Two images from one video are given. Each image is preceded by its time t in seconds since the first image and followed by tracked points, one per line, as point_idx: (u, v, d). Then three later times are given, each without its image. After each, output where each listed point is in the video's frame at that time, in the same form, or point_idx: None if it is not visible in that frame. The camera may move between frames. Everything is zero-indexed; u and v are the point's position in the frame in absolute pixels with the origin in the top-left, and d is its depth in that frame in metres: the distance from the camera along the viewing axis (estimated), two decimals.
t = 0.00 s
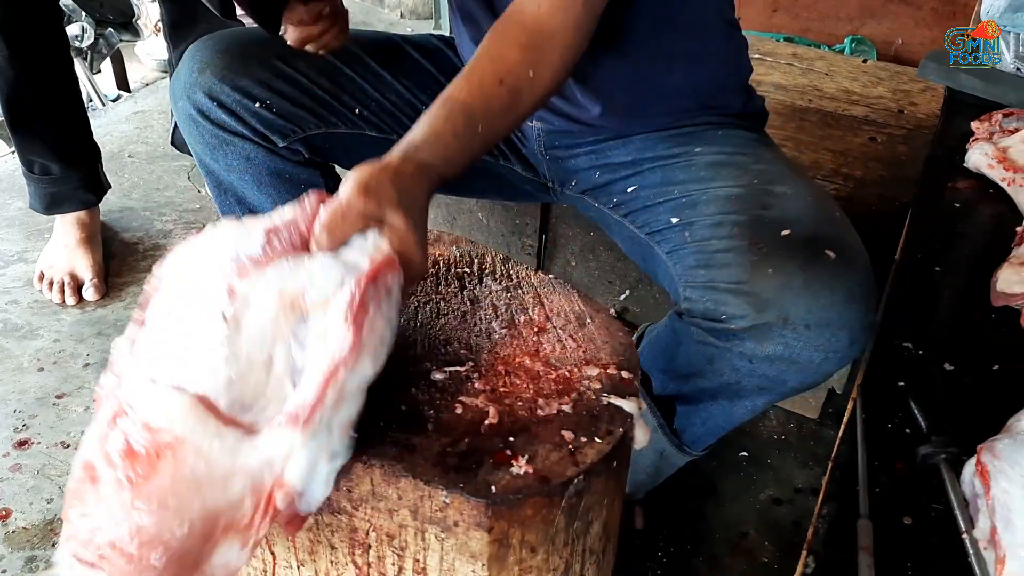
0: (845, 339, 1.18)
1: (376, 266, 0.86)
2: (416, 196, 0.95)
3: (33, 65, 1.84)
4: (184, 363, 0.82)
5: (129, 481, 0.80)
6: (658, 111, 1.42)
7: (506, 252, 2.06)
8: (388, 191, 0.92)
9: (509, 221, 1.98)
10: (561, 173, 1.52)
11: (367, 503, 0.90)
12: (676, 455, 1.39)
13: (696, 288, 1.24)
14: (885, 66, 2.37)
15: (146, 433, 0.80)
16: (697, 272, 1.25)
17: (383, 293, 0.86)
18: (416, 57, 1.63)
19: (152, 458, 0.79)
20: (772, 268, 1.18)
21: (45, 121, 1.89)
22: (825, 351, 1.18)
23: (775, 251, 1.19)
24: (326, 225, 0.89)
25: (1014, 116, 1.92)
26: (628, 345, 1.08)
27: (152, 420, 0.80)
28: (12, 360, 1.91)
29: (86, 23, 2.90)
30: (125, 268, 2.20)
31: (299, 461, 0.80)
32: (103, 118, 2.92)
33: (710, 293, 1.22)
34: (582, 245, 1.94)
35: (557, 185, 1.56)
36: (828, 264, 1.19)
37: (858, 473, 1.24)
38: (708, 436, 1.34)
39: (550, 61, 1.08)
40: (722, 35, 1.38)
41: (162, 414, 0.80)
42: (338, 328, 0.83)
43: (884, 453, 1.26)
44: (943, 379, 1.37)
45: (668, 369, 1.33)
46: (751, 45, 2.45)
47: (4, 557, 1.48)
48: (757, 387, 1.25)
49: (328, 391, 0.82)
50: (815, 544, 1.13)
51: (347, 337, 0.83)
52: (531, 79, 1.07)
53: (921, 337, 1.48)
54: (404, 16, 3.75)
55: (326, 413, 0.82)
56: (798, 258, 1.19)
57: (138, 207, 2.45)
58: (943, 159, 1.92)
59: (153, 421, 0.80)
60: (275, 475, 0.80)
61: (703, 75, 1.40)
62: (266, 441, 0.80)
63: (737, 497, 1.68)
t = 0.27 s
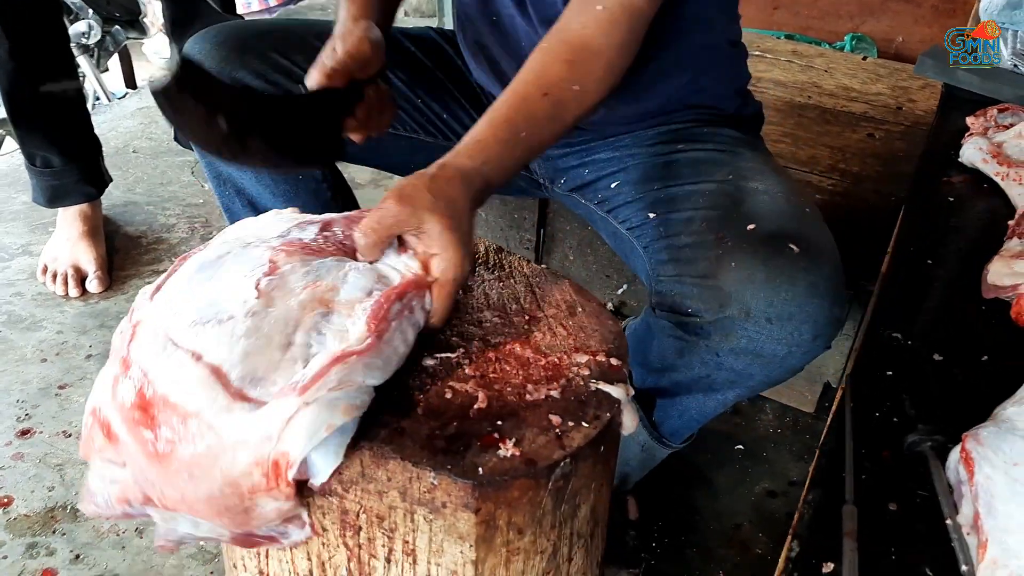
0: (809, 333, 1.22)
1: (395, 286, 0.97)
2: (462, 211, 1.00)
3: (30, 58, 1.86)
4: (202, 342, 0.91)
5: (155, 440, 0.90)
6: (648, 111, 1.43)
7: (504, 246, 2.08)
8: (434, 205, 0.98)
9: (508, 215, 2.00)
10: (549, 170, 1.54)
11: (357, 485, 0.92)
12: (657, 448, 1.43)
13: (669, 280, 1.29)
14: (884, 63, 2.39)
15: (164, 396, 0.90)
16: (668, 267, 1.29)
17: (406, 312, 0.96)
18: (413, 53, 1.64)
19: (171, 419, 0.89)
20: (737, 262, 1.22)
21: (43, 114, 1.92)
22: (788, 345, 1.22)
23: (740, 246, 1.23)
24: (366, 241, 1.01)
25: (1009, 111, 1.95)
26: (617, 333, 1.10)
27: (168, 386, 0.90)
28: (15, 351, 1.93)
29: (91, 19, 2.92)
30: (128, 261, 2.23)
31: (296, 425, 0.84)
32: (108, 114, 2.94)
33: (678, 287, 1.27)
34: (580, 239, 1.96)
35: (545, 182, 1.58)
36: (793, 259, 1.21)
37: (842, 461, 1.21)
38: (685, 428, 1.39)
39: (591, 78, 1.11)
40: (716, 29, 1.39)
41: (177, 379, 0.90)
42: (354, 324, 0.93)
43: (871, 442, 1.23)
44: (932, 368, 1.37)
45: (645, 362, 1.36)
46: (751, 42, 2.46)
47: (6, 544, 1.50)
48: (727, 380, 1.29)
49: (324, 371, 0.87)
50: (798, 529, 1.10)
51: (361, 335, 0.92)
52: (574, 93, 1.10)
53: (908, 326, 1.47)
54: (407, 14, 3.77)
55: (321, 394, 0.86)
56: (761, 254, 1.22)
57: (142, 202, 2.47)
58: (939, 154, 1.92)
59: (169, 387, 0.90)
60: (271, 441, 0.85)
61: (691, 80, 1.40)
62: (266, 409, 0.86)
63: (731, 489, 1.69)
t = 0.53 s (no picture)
0: (820, 324, 1.24)
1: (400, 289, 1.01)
2: (467, 217, 0.97)
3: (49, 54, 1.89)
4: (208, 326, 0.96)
5: (156, 414, 0.94)
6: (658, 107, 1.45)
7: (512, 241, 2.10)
8: (435, 215, 0.96)
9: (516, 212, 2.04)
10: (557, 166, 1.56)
11: (366, 467, 0.94)
12: (665, 438, 1.47)
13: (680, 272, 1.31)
14: (892, 63, 2.41)
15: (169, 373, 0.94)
16: (680, 259, 1.32)
17: (408, 312, 1.00)
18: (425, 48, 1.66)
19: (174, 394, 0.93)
20: (748, 253, 1.24)
21: (60, 109, 1.94)
22: (800, 336, 1.25)
23: (754, 237, 1.25)
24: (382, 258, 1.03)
25: (1014, 110, 1.95)
26: (622, 323, 1.12)
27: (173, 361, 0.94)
28: (32, 342, 1.96)
29: (107, 17, 2.96)
30: (142, 255, 2.26)
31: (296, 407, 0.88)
32: (123, 110, 2.98)
33: (691, 278, 1.30)
34: (587, 235, 1.99)
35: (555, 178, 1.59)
36: (805, 251, 1.23)
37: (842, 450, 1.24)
38: (695, 420, 1.42)
39: (605, 67, 1.08)
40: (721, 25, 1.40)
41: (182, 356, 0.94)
42: (357, 317, 0.98)
43: (870, 431, 1.26)
44: (931, 363, 1.39)
45: (655, 354, 1.38)
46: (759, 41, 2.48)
47: (22, 529, 1.53)
48: (738, 371, 1.31)
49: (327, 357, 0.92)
50: (799, 513, 1.13)
51: (364, 326, 0.96)
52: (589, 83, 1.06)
53: (908, 318, 1.49)
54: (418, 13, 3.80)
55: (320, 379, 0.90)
56: (773, 244, 1.24)
57: (156, 197, 2.50)
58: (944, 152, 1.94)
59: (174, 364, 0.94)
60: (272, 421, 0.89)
61: (703, 79, 1.43)
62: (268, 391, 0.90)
63: (735, 482, 1.71)
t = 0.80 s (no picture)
0: (820, 317, 1.24)
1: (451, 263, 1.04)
2: (519, 197, 1.06)
3: (68, 53, 1.91)
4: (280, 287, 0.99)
5: (222, 368, 0.94)
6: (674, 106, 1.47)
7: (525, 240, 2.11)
8: (489, 195, 1.05)
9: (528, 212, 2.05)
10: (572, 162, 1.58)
11: (384, 460, 0.95)
12: (672, 435, 1.47)
13: (682, 265, 1.31)
14: (905, 65, 2.41)
15: (244, 325, 0.95)
16: (684, 251, 1.32)
17: (458, 286, 1.03)
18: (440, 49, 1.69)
19: (247, 347, 0.94)
20: (750, 245, 1.25)
21: (79, 107, 1.96)
22: (800, 328, 1.24)
23: (757, 229, 1.26)
24: (427, 232, 1.08)
25: None
26: (636, 320, 1.12)
27: (248, 315, 0.96)
28: (49, 337, 1.98)
29: (123, 17, 2.99)
30: (158, 252, 2.28)
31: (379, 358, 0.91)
32: (139, 109, 3.00)
33: (692, 269, 1.29)
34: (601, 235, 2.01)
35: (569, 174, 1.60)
36: (805, 243, 1.24)
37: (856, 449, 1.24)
38: (698, 415, 1.42)
39: (650, 57, 1.23)
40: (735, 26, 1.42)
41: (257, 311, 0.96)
42: (416, 293, 1.01)
43: (883, 429, 1.27)
44: (945, 364, 1.40)
45: (660, 348, 1.38)
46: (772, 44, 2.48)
47: (39, 521, 1.55)
48: (739, 364, 1.31)
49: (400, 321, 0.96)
50: (812, 511, 1.13)
51: (426, 301, 0.99)
52: (633, 74, 1.21)
53: (921, 318, 1.50)
54: (432, 14, 3.81)
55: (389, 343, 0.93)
56: (777, 236, 1.25)
57: (171, 195, 2.52)
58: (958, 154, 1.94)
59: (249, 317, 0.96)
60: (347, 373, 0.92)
61: (719, 77, 1.45)
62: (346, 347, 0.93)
63: (747, 482, 1.71)
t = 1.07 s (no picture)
0: (818, 316, 1.24)
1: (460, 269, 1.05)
2: (534, 206, 1.08)
3: (82, 55, 1.92)
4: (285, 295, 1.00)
5: (232, 377, 0.98)
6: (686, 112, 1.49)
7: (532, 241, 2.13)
8: (507, 202, 1.07)
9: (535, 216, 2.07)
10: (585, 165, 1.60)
11: (400, 460, 0.96)
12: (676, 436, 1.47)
13: (683, 264, 1.33)
14: (912, 68, 2.42)
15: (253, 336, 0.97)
16: (685, 250, 1.33)
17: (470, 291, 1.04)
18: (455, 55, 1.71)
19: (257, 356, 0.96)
20: (749, 243, 1.26)
21: (91, 108, 1.97)
22: (798, 329, 1.25)
23: (754, 228, 1.27)
24: (443, 236, 1.10)
25: None
26: (649, 323, 1.13)
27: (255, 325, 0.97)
28: (60, 337, 1.99)
29: (132, 19, 3.00)
30: (168, 253, 2.29)
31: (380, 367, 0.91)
32: (147, 111, 3.01)
33: (692, 267, 1.30)
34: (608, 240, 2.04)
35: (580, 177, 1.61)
36: (802, 242, 1.25)
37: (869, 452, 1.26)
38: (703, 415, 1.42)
39: (672, 78, 1.25)
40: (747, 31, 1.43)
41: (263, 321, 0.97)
42: (428, 297, 1.02)
43: (895, 433, 1.29)
44: (956, 366, 1.41)
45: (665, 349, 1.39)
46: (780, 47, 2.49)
47: (52, 520, 1.56)
48: (738, 364, 1.33)
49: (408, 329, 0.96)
50: (826, 513, 1.15)
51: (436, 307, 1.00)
52: (654, 96, 1.24)
53: (931, 322, 1.50)
54: (439, 17, 3.82)
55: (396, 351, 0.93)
56: (773, 236, 1.26)
57: (181, 196, 2.53)
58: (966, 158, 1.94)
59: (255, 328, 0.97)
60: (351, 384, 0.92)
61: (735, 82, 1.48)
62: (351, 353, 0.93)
63: (755, 485, 1.72)
